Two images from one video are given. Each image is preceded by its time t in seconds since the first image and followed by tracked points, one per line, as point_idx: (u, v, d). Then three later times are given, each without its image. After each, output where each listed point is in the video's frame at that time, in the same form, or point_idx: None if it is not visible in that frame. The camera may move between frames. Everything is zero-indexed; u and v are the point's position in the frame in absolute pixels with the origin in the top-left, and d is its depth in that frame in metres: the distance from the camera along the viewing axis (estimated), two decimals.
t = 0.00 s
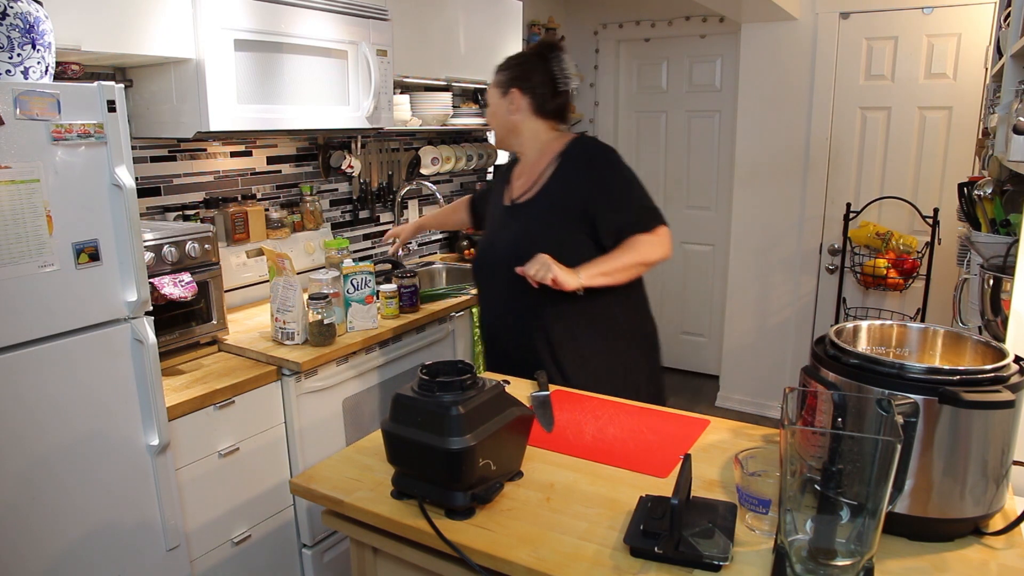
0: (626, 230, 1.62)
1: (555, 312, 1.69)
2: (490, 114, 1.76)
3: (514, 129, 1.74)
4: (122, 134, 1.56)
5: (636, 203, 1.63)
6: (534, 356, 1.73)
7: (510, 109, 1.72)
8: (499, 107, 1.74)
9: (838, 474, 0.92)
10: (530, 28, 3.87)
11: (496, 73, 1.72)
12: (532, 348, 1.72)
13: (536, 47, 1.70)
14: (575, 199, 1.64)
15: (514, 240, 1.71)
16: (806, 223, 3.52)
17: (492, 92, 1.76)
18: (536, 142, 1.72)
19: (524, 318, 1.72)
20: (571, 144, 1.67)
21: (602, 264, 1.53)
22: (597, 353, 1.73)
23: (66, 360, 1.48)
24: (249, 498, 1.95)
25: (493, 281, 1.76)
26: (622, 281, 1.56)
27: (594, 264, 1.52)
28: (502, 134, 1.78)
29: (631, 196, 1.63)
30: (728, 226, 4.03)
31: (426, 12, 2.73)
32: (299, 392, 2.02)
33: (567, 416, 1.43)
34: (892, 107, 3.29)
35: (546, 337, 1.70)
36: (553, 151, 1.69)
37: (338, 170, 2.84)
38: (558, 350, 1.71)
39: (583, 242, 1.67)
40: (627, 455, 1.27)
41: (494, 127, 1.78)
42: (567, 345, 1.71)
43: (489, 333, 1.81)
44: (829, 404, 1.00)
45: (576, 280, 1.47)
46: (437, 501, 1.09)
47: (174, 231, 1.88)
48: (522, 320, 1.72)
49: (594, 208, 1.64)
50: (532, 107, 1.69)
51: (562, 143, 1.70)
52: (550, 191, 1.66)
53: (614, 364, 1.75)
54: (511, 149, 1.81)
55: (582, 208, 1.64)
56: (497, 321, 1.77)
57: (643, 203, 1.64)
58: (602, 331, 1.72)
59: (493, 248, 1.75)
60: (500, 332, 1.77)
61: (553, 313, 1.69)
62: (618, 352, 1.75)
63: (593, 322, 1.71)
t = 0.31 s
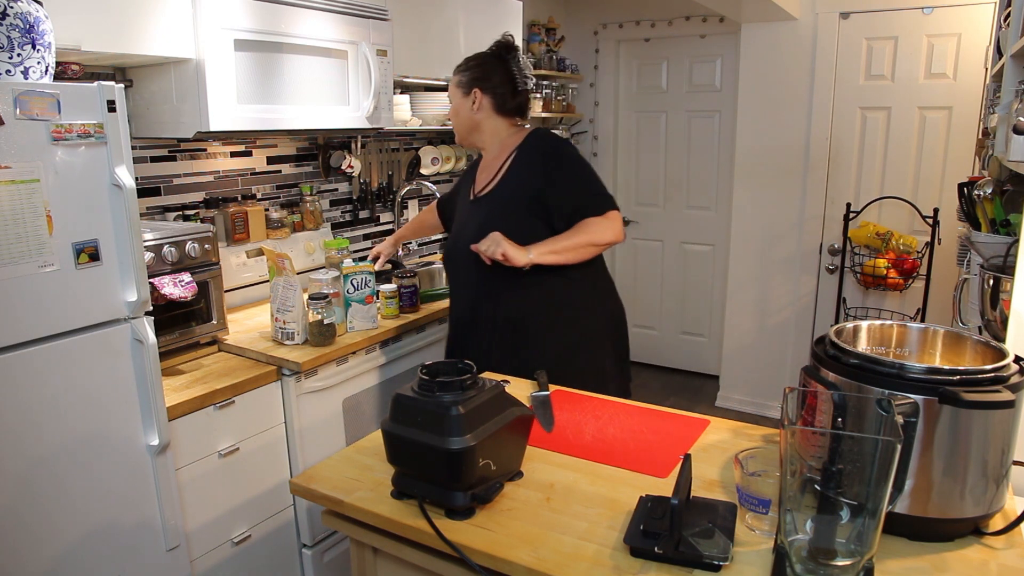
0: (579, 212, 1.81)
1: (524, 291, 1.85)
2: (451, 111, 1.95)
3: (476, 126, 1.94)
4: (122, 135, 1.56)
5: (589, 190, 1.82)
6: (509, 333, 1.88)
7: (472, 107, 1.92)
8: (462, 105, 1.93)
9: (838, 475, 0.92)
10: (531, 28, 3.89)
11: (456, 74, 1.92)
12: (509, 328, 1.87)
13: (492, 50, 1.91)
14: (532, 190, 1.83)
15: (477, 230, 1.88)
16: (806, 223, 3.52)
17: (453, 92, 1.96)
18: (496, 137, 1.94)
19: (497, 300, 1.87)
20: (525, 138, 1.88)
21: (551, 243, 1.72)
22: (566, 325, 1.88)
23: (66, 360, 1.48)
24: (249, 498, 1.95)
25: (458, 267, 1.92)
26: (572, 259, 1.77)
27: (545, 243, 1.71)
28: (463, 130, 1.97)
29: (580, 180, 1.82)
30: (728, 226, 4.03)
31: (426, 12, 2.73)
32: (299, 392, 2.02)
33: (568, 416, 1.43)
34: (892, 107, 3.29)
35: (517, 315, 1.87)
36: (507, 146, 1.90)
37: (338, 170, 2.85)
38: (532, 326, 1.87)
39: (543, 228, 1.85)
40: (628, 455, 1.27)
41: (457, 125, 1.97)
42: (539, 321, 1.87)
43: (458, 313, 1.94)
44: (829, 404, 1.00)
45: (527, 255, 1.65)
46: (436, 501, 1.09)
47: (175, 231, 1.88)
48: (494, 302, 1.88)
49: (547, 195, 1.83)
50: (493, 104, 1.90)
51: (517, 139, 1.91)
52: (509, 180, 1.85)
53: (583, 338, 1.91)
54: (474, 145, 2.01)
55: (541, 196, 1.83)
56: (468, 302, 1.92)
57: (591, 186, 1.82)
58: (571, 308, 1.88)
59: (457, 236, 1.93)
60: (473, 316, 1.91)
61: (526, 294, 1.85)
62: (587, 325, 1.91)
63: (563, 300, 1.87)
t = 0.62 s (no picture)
0: (568, 211, 1.83)
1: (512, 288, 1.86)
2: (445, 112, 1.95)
3: (472, 126, 1.94)
4: (122, 135, 1.56)
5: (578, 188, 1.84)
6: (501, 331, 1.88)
7: (470, 108, 1.92)
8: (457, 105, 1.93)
9: (838, 474, 0.92)
10: (530, 28, 3.88)
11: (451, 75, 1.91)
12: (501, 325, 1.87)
13: (485, 50, 1.91)
14: (521, 187, 1.83)
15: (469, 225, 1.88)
16: (806, 223, 3.52)
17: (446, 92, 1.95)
18: (491, 137, 1.93)
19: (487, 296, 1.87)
20: (517, 136, 1.88)
21: (541, 239, 1.75)
22: (556, 321, 1.88)
23: (66, 360, 1.48)
24: (249, 498, 1.94)
25: (448, 264, 1.93)
26: (562, 255, 1.79)
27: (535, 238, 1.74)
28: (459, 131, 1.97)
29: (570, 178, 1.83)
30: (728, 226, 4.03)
31: (426, 12, 2.73)
32: (299, 392, 2.02)
33: (568, 416, 1.43)
34: (892, 107, 3.29)
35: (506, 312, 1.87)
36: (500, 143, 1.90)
37: (339, 170, 2.85)
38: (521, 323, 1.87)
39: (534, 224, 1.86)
40: (628, 455, 1.27)
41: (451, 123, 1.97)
42: (530, 318, 1.87)
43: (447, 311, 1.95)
44: (829, 404, 1.00)
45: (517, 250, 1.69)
46: (436, 501, 1.09)
47: (175, 231, 1.88)
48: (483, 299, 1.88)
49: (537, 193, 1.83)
50: (489, 104, 1.90)
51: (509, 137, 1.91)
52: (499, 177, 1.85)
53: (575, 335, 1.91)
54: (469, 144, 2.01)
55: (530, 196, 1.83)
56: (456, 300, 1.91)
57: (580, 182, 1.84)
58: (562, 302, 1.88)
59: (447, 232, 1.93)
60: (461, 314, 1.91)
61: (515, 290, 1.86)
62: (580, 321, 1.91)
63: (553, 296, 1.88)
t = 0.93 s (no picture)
0: (574, 213, 1.83)
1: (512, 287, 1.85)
2: (470, 104, 1.89)
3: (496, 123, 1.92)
4: (122, 134, 1.56)
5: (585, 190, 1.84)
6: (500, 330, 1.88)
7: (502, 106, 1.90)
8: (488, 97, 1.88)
9: (838, 475, 0.92)
10: (530, 28, 3.88)
11: (488, 68, 1.87)
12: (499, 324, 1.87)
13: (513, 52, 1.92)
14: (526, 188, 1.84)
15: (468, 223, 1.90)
16: (806, 223, 3.52)
17: (469, 82, 1.89)
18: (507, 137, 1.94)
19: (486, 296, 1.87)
20: (528, 135, 1.88)
21: (543, 240, 1.76)
22: (558, 323, 1.88)
23: (66, 360, 1.48)
24: (249, 498, 1.94)
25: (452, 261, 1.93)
26: (565, 257, 1.80)
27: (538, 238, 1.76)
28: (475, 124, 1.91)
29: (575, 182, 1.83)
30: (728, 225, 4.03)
31: (426, 11, 2.72)
32: (299, 392, 2.02)
33: (568, 416, 1.43)
34: (892, 107, 3.29)
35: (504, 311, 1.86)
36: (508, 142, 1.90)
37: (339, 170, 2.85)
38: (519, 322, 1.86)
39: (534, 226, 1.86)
40: (628, 455, 1.27)
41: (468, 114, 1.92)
42: (530, 318, 1.86)
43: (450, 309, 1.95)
44: (829, 404, 1.00)
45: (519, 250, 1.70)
46: (436, 501, 1.09)
47: (175, 231, 1.88)
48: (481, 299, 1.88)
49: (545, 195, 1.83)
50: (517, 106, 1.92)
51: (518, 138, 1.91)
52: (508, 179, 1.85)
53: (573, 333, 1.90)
54: (471, 135, 1.97)
55: (533, 198, 1.84)
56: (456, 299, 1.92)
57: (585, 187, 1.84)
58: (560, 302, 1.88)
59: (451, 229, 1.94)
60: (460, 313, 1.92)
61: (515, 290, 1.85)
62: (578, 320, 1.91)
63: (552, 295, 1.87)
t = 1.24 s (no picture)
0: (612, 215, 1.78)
1: (525, 279, 1.80)
2: (533, 100, 1.76)
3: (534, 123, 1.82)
4: (122, 134, 1.56)
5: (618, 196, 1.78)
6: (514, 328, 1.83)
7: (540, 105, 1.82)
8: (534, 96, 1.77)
9: (838, 474, 0.92)
10: (530, 28, 3.88)
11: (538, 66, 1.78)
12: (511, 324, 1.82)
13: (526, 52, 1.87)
14: (576, 190, 1.77)
15: (496, 219, 1.80)
16: (806, 223, 3.53)
17: (529, 77, 1.75)
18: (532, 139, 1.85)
19: (498, 292, 1.83)
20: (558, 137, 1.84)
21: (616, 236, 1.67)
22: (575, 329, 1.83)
23: (66, 360, 1.48)
24: (249, 498, 1.94)
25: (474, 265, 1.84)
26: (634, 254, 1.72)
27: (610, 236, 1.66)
28: (530, 119, 1.76)
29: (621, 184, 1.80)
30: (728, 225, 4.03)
31: (425, 11, 2.72)
32: (300, 392, 2.02)
33: (569, 416, 1.44)
34: (892, 107, 3.29)
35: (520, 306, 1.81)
36: (554, 139, 1.81)
37: (339, 170, 2.85)
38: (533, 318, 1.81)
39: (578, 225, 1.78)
40: (628, 455, 1.27)
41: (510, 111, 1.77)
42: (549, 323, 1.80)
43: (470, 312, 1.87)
44: (829, 404, 1.00)
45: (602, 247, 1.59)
46: (436, 501, 1.09)
47: (175, 231, 1.88)
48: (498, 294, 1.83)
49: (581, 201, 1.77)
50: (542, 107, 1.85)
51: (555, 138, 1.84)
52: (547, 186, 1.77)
53: (589, 334, 1.84)
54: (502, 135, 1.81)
55: (577, 198, 1.77)
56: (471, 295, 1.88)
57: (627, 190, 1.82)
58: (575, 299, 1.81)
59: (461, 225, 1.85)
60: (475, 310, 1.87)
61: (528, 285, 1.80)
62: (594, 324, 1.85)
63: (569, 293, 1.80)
